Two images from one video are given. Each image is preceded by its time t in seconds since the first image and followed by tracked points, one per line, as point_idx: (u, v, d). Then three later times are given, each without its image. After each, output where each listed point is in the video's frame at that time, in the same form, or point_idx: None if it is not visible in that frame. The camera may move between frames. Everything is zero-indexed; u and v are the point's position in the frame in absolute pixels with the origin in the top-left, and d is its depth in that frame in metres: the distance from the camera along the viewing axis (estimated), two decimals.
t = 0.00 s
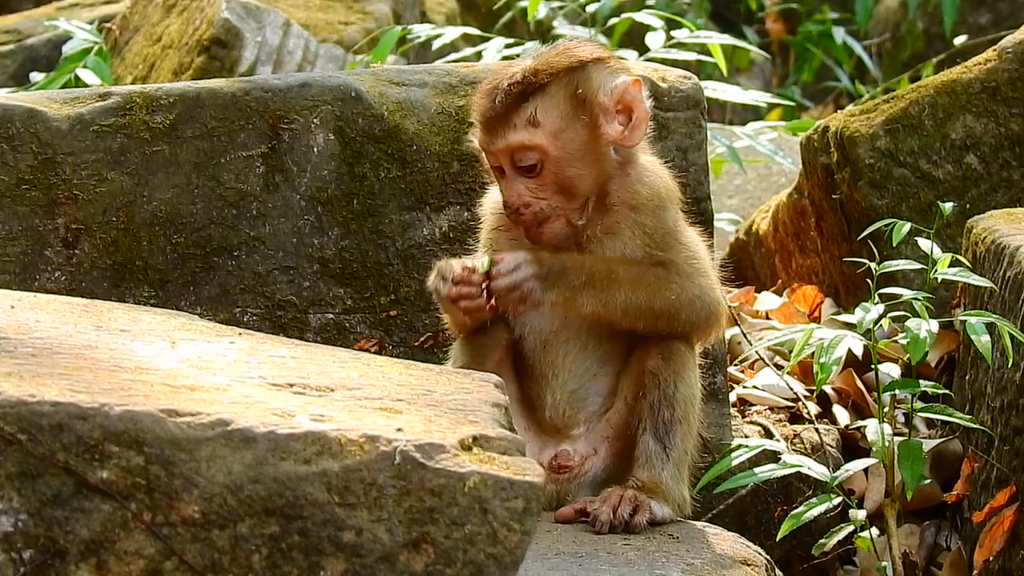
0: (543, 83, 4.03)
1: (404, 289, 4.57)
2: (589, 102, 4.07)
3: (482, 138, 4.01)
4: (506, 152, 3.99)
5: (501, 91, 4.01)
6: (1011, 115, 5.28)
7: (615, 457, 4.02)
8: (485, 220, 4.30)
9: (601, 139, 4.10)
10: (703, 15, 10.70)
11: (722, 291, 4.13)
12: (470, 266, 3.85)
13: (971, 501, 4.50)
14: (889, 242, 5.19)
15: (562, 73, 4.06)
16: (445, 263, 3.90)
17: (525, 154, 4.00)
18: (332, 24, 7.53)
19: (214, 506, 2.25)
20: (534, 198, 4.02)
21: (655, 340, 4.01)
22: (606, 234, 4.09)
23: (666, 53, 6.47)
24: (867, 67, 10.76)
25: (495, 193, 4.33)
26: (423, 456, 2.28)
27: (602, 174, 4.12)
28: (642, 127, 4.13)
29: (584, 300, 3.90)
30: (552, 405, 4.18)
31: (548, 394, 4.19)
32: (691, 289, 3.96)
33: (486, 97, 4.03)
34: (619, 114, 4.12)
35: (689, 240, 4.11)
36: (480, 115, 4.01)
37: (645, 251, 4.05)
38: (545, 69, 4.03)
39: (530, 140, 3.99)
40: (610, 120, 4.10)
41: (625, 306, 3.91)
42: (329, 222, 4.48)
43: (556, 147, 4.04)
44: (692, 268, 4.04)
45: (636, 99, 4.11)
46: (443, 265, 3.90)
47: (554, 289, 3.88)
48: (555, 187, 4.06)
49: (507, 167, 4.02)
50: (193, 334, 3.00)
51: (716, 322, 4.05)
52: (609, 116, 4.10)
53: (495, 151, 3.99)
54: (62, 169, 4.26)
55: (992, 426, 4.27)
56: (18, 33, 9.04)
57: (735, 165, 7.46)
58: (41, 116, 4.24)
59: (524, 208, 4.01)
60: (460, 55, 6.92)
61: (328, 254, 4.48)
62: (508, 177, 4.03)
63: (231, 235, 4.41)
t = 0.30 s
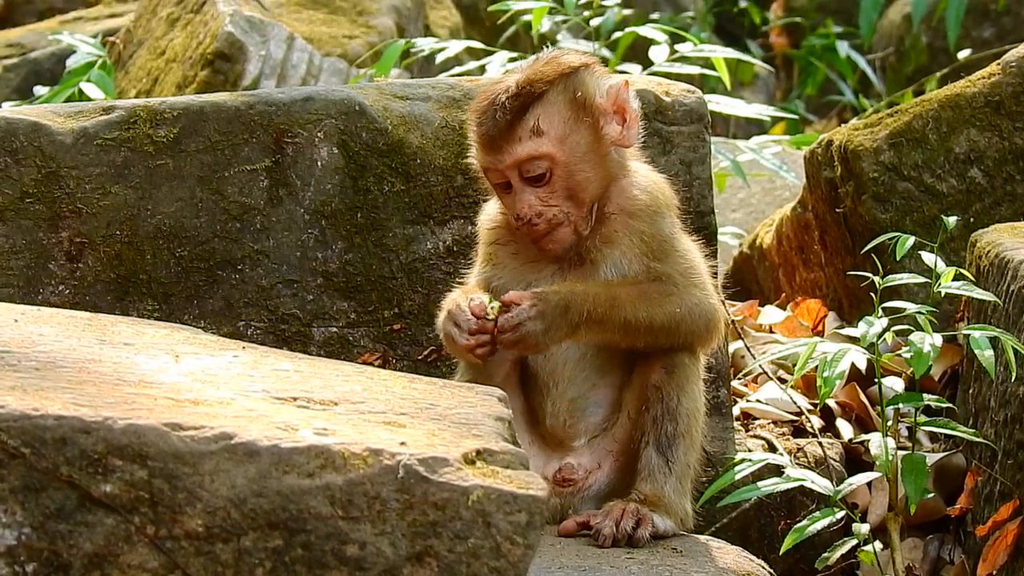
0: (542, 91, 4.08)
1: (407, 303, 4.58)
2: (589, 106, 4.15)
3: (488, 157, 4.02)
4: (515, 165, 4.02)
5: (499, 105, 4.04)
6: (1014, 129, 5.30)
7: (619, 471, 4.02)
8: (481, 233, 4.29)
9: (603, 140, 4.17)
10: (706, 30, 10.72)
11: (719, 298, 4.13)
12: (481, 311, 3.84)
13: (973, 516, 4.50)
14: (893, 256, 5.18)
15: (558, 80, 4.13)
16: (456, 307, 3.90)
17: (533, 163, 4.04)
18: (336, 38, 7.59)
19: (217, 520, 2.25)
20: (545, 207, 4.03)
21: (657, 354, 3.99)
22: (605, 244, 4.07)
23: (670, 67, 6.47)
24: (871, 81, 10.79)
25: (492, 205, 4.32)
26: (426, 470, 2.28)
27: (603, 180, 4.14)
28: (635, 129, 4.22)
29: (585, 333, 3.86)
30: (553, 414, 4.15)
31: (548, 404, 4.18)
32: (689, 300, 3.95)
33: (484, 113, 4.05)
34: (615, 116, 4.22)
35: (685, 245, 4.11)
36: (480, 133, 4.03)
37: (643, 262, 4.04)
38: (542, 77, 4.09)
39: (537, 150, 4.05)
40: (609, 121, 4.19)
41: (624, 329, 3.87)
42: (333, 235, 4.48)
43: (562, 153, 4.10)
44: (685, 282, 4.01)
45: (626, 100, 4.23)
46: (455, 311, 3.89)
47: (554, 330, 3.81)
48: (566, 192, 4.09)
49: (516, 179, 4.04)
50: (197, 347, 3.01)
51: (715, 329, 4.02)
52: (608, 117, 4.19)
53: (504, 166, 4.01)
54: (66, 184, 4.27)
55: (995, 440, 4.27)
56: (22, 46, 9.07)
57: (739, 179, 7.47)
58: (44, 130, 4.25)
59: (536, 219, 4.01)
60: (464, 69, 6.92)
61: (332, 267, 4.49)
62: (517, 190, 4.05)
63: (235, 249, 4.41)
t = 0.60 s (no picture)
0: (539, 108, 4.09)
1: (410, 315, 4.58)
2: (585, 120, 4.20)
3: (489, 178, 4.01)
4: (516, 183, 4.01)
5: (498, 124, 4.04)
6: (1016, 141, 5.28)
7: (622, 484, 4.02)
8: (478, 256, 4.30)
9: (600, 155, 4.21)
10: (708, 42, 10.75)
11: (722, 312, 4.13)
12: (496, 321, 3.84)
13: (977, 528, 4.48)
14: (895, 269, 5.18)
15: (553, 96, 4.15)
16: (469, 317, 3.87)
17: (534, 180, 4.04)
18: (339, 50, 7.62)
19: (220, 532, 2.33)
20: (547, 224, 4.01)
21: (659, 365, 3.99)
22: (608, 259, 4.08)
23: (673, 79, 6.47)
24: (873, 93, 10.81)
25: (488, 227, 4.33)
26: (429, 482, 2.35)
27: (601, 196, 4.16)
28: (628, 144, 4.28)
29: (596, 342, 3.86)
30: (556, 429, 4.15)
31: (551, 420, 4.17)
32: (696, 310, 3.93)
33: (482, 131, 4.06)
34: (609, 133, 4.25)
35: (686, 257, 4.12)
36: (478, 151, 4.03)
37: (648, 275, 4.04)
38: (539, 94, 4.11)
39: (537, 166, 4.05)
40: (604, 136, 4.23)
41: (632, 342, 3.86)
42: (336, 247, 4.49)
43: (562, 169, 4.11)
44: (691, 294, 4.00)
45: (620, 116, 4.27)
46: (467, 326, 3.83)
47: (566, 336, 3.83)
48: (566, 208, 4.10)
49: (517, 198, 4.03)
50: (199, 360, 3.01)
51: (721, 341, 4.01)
52: (603, 132, 4.23)
53: (505, 185, 4.01)
54: (68, 196, 4.28)
55: (998, 452, 4.26)
56: (25, 58, 9.10)
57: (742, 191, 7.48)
58: (47, 142, 4.26)
59: (539, 236, 3.99)
60: (466, 81, 6.93)
61: (334, 280, 4.49)
62: (518, 209, 4.03)
63: (238, 261, 4.42)
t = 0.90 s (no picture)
0: (580, 109, 4.13)
1: (413, 321, 4.58)
2: (616, 136, 4.22)
3: (523, 160, 4.04)
4: (547, 171, 4.04)
5: (535, 116, 4.09)
6: (1019, 147, 5.30)
7: (624, 492, 4.00)
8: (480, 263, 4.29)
9: (625, 177, 4.22)
10: (710, 49, 10.76)
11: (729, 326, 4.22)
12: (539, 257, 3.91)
13: (978, 534, 4.49)
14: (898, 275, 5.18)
15: (596, 102, 4.20)
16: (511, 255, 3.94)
17: (563, 175, 4.06)
18: (341, 57, 7.64)
19: (222, 539, 2.34)
20: (567, 221, 4.02)
21: (668, 360, 4.05)
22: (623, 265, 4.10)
23: (675, 85, 6.47)
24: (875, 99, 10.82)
25: (493, 234, 4.30)
26: (431, 489, 2.36)
27: (619, 208, 4.19)
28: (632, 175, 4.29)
29: (632, 301, 3.92)
30: (561, 440, 4.15)
31: (555, 430, 4.18)
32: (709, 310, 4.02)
33: (520, 120, 4.10)
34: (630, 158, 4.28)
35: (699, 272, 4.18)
36: (514, 136, 4.07)
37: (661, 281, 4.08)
38: (578, 98, 4.15)
39: (572, 161, 4.06)
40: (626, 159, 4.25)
41: (661, 315, 3.94)
42: (338, 254, 4.49)
43: (594, 170, 4.12)
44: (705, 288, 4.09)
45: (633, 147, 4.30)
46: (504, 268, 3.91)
47: (606, 284, 3.89)
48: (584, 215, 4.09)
49: (544, 187, 4.05)
50: (201, 367, 3.01)
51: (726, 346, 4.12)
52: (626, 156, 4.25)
53: (536, 171, 4.03)
54: (70, 203, 4.29)
55: (1001, 458, 4.26)
56: (27, 65, 9.12)
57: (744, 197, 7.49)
58: (49, 149, 4.27)
59: (558, 230, 3.98)
60: (469, 87, 6.94)
61: (337, 286, 4.49)
62: (541, 199, 4.05)
63: (240, 268, 4.42)
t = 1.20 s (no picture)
0: (602, 116, 4.15)
1: (412, 327, 4.58)
2: (637, 145, 4.22)
3: (539, 158, 4.07)
4: (561, 173, 4.07)
5: (556, 118, 4.11)
6: (1019, 154, 5.30)
7: (625, 497, 3.99)
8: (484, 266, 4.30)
9: (641, 187, 4.20)
10: (711, 54, 10.77)
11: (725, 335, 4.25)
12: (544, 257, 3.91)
13: (978, 540, 4.48)
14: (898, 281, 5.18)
15: (620, 111, 4.21)
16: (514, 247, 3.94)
17: (575, 178, 4.09)
18: (341, 62, 7.65)
19: (222, 544, 2.34)
20: (575, 225, 4.04)
21: (668, 366, 4.07)
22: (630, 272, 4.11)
23: (676, 91, 6.46)
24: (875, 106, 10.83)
25: (501, 234, 4.30)
26: (430, 494, 2.36)
27: (632, 216, 4.18)
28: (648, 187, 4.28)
29: (635, 309, 3.94)
30: (563, 446, 4.15)
31: (557, 435, 4.18)
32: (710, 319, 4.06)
33: (541, 120, 4.12)
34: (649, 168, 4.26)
35: (706, 284, 4.18)
36: (534, 135, 4.10)
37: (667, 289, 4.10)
38: (602, 105, 4.17)
39: (588, 166, 4.08)
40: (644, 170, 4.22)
41: (662, 323, 3.97)
42: (338, 259, 4.49)
43: (609, 179, 4.13)
44: (708, 299, 4.11)
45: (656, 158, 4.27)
46: (513, 259, 3.89)
47: (609, 288, 3.91)
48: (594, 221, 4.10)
49: (556, 188, 4.08)
50: (201, 372, 3.01)
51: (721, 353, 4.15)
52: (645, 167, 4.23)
53: (550, 171, 4.06)
54: (70, 208, 4.29)
55: (1000, 464, 4.27)
56: (27, 70, 9.12)
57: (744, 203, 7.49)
58: (49, 154, 4.27)
59: (565, 232, 4.01)
60: (469, 93, 6.94)
61: (337, 292, 4.50)
62: (552, 200, 4.07)
63: (240, 273, 4.42)
